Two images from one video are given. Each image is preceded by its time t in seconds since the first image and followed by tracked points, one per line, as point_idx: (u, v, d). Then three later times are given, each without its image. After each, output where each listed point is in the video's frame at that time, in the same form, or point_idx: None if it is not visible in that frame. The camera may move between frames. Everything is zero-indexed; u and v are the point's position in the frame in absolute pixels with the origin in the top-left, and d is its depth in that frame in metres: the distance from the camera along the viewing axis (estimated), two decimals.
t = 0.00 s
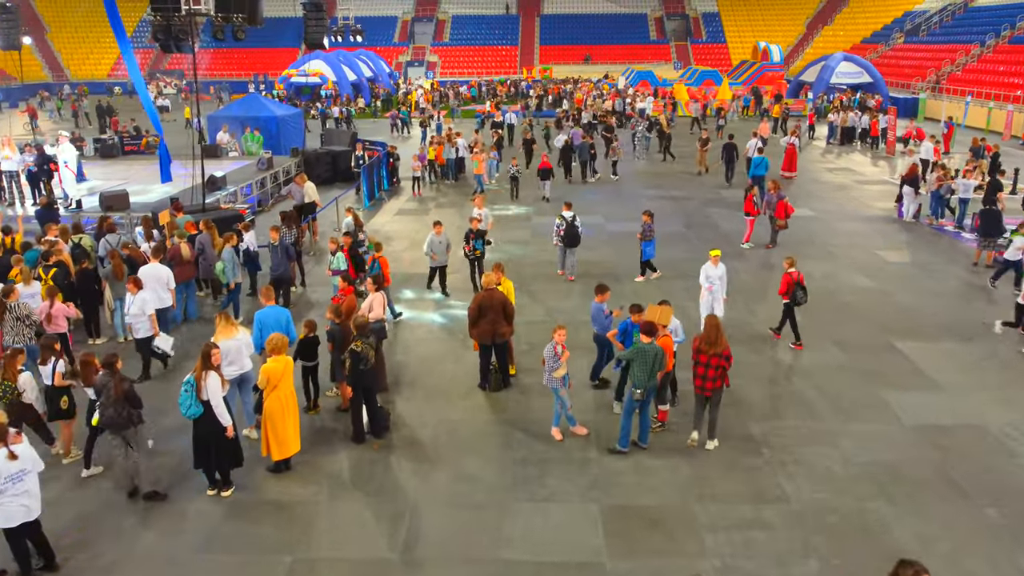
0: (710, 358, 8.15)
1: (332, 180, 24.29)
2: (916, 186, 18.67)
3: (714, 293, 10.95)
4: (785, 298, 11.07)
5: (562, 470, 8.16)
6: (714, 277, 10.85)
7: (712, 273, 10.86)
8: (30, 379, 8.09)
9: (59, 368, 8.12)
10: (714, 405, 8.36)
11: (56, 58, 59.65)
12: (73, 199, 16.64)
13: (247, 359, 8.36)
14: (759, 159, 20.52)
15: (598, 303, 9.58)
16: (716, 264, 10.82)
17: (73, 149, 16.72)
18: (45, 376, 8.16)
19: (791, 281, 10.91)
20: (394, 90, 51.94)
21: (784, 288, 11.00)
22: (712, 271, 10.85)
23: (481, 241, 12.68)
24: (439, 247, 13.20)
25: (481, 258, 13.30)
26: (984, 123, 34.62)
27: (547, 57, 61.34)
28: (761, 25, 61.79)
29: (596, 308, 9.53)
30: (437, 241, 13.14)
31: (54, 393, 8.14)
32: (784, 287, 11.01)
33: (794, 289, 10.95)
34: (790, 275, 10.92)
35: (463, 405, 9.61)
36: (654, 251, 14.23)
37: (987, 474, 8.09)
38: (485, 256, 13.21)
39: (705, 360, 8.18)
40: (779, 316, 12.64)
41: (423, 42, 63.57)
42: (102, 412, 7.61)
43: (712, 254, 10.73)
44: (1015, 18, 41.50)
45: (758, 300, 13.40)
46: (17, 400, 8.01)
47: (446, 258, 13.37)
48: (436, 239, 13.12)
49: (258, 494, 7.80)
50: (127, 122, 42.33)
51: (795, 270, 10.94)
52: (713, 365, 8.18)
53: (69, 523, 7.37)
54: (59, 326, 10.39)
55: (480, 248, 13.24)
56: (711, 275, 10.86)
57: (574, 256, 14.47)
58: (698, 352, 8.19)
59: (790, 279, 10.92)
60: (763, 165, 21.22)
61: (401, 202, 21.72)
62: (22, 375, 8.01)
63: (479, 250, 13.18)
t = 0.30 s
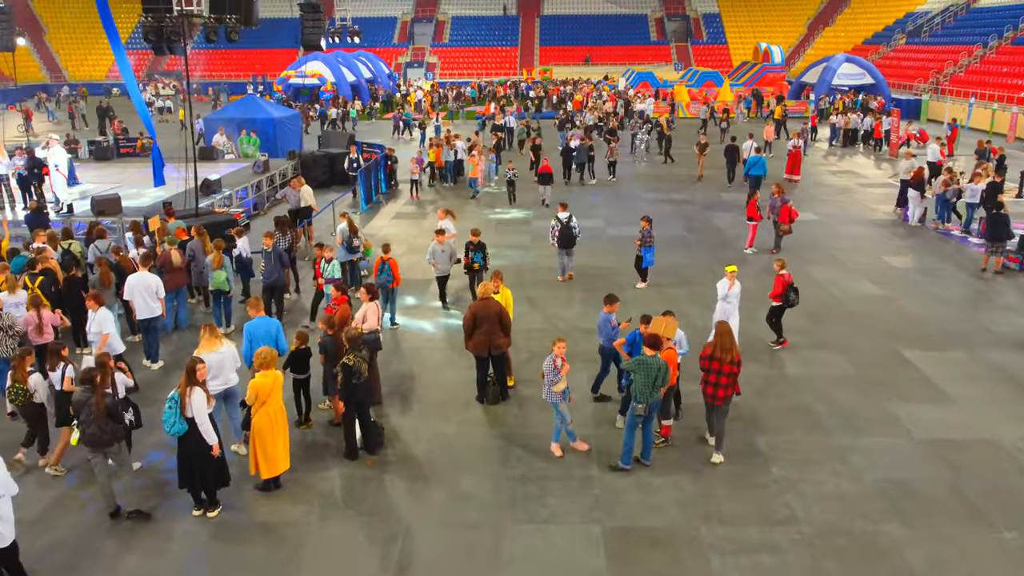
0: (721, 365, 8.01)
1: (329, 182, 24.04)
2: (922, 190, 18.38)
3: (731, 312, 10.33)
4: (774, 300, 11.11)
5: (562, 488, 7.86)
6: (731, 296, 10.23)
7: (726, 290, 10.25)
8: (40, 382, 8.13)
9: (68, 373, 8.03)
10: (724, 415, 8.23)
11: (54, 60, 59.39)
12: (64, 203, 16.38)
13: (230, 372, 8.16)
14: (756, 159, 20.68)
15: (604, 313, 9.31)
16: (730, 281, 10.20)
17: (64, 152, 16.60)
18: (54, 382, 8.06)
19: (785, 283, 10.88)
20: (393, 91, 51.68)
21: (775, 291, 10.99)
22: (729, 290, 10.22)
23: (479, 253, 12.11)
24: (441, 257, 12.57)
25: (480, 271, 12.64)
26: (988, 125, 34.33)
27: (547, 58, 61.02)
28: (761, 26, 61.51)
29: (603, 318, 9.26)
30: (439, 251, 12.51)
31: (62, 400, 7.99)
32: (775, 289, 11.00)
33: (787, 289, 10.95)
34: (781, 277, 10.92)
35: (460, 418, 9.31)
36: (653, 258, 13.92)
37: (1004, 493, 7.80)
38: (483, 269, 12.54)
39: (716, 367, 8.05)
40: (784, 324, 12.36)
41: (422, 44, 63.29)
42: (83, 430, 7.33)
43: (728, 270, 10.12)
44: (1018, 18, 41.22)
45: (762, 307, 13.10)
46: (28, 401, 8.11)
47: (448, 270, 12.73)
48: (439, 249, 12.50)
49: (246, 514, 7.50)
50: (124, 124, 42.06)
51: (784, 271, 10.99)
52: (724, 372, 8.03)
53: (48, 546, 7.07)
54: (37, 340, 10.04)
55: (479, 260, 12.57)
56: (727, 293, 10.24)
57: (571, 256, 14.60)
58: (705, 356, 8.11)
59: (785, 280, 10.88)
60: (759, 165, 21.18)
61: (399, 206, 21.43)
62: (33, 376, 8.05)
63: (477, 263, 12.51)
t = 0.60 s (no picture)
0: (726, 370, 7.95)
1: (327, 186, 23.80)
2: (928, 194, 18.09)
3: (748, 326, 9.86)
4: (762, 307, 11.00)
5: (563, 508, 7.57)
6: (746, 308, 9.80)
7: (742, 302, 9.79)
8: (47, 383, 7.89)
9: (76, 374, 7.93)
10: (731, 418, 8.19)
11: (52, 61, 59.01)
12: (56, 208, 16.11)
13: (217, 389, 7.94)
14: (755, 160, 20.43)
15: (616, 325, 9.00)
16: (747, 292, 9.76)
17: (54, 156, 16.29)
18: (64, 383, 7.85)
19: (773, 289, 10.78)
20: (392, 93, 51.40)
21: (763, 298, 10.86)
22: (745, 301, 9.79)
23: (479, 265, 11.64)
24: (444, 268, 12.05)
25: (475, 281, 12.16)
26: (993, 127, 34.04)
27: (547, 59, 60.70)
28: (762, 27, 61.23)
29: (615, 330, 8.95)
30: (442, 262, 12.01)
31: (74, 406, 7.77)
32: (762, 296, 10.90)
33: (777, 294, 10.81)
34: (768, 283, 10.78)
35: (456, 433, 9.01)
36: (655, 264, 13.53)
37: (1022, 514, 7.50)
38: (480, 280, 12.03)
39: (721, 372, 7.98)
40: (790, 333, 12.05)
41: (422, 45, 63.01)
42: (63, 449, 7.03)
43: (744, 282, 9.68)
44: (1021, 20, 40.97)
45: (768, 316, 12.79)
46: (35, 406, 7.90)
47: (452, 281, 12.18)
48: (442, 261, 12.00)
49: (233, 537, 7.19)
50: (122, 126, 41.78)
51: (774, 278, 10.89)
52: (730, 377, 7.96)
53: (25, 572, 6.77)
54: (20, 350, 9.57)
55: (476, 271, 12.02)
56: (742, 305, 9.80)
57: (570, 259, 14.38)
58: (711, 360, 8.05)
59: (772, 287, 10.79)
60: (758, 166, 20.96)
61: (397, 209, 21.15)
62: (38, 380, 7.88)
63: (472, 273, 12.03)
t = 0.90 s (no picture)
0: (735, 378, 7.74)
1: (325, 189, 23.56)
2: (935, 198, 17.78)
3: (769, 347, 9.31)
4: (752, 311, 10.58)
5: (564, 528, 7.27)
6: (765, 328, 9.23)
7: (759, 322, 9.22)
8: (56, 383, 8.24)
9: (92, 379, 7.98)
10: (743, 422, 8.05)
11: (52, 62, 58.73)
12: (47, 212, 15.84)
13: (205, 404, 7.65)
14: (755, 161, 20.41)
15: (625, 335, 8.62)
16: (763, 312, 9.21)
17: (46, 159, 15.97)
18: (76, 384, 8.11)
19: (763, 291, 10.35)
20: (392, 93, 51.13)
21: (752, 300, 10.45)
22: (762, 322, 9.24)
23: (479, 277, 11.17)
24: (448, 280, 11.55)
25: (473, 293, 11.68)
26: (998, 128, 33.76)
27: (547, 60, 60.41)
28: (764, 28, 60.94)
29: (623, 339, 8.55)
30: (447, 274, 11.51)
31: (85, 404, 8.06)
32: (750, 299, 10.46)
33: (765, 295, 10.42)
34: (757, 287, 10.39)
35: (454, 449, 8.70)
36: (653, 273, 13.06)
37: None
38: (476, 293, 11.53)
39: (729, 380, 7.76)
40: (798, 341, 11.73)
41: (422, 46, 62.77)
42: (46, 468, 6.74)
43: (761, 300, 9.15)
44: None
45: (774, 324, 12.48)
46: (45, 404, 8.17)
47: (454, 295, 11.71)
48: (447, 272, 11.48)
49: (220, 560, 6.90)
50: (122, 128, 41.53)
51: (759, 281, 10.62)
52: (740, 385, 7.76)
53: None
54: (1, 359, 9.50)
55: (472, 284, 11.53)
56: (760, 325, 9.23)
57: (572, 261, 14.38)
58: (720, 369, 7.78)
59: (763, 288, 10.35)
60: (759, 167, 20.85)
61: (396, 213, 20.86)
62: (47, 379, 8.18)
63: (470, 286, 11.54)
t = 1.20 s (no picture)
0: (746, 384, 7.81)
1: (323, 192, 23.30)
2: (943, 202, 17.46)
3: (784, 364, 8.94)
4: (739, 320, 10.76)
5: (566, 551, 6.96)
6: (785, 347, 8.80)
7: (779, 340, 8.77)
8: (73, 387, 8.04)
9: (106, 381, 7.86)
10: (753, 429, 8.03)
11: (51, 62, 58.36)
12: (39, 217, 15.56)
13: (195, 420, 7.35)
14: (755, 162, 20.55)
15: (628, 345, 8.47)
16: (784, 328, 8.76)
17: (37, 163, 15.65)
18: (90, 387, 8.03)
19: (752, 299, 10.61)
20: (392, 94, 50.84)
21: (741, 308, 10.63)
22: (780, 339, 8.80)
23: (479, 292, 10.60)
24: (448, 292, 11.10)
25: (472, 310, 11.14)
26: (1004, 130, 33.46)
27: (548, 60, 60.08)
28: (766, 28, 60.63)
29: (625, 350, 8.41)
30: (448, 284, 11.08)
31: (98, 405, 7.99)
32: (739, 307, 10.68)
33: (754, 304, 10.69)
34: (746, 294, 10.60)
35: (451, 465, 8.40)
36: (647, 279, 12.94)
37: None
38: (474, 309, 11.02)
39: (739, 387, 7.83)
40: (805, 351, 11.43)
41: (423, 47, 62.50)
42: (29, 489, 6.44)
43: (781, 318, 8.67)
44: None
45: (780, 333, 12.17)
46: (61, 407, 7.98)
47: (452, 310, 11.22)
48: (448, 282, 11.07)
49: None
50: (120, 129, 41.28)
51: (747, 288, 10.75)
52: (752, 390, 7.83)
53: None
54: None
55: (469, 300, 11.06)
56: (782, 343, 8.79)
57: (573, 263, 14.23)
58: (731, 376, 7.85)
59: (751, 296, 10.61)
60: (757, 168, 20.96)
61: (394, 216, 20.58)
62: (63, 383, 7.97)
63: (469, 302, 11.06)
